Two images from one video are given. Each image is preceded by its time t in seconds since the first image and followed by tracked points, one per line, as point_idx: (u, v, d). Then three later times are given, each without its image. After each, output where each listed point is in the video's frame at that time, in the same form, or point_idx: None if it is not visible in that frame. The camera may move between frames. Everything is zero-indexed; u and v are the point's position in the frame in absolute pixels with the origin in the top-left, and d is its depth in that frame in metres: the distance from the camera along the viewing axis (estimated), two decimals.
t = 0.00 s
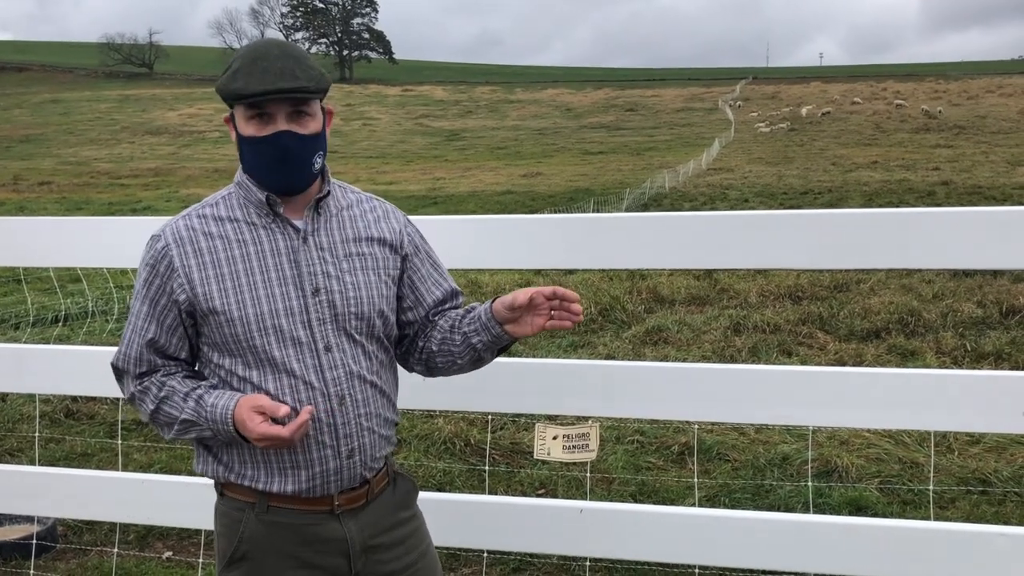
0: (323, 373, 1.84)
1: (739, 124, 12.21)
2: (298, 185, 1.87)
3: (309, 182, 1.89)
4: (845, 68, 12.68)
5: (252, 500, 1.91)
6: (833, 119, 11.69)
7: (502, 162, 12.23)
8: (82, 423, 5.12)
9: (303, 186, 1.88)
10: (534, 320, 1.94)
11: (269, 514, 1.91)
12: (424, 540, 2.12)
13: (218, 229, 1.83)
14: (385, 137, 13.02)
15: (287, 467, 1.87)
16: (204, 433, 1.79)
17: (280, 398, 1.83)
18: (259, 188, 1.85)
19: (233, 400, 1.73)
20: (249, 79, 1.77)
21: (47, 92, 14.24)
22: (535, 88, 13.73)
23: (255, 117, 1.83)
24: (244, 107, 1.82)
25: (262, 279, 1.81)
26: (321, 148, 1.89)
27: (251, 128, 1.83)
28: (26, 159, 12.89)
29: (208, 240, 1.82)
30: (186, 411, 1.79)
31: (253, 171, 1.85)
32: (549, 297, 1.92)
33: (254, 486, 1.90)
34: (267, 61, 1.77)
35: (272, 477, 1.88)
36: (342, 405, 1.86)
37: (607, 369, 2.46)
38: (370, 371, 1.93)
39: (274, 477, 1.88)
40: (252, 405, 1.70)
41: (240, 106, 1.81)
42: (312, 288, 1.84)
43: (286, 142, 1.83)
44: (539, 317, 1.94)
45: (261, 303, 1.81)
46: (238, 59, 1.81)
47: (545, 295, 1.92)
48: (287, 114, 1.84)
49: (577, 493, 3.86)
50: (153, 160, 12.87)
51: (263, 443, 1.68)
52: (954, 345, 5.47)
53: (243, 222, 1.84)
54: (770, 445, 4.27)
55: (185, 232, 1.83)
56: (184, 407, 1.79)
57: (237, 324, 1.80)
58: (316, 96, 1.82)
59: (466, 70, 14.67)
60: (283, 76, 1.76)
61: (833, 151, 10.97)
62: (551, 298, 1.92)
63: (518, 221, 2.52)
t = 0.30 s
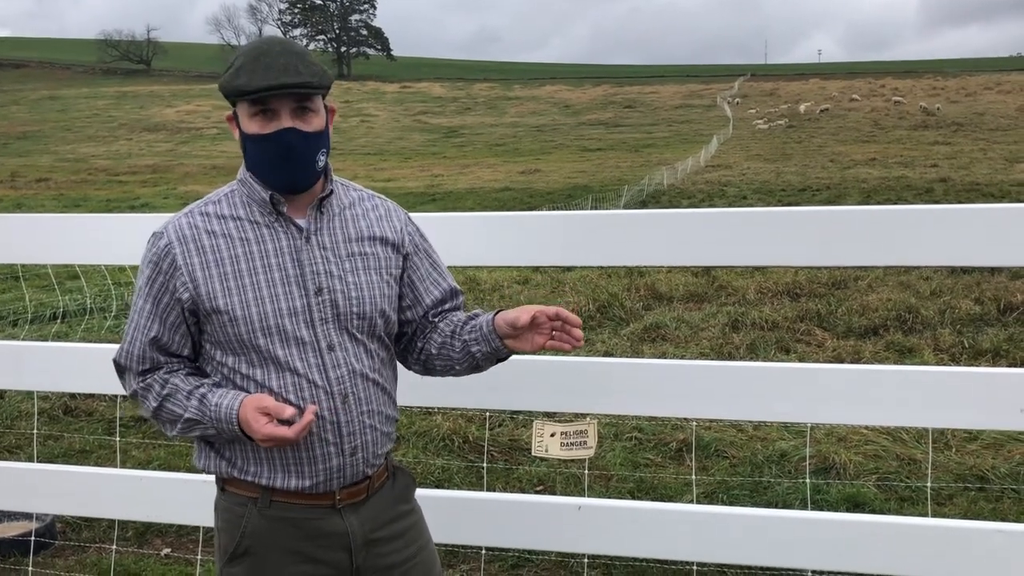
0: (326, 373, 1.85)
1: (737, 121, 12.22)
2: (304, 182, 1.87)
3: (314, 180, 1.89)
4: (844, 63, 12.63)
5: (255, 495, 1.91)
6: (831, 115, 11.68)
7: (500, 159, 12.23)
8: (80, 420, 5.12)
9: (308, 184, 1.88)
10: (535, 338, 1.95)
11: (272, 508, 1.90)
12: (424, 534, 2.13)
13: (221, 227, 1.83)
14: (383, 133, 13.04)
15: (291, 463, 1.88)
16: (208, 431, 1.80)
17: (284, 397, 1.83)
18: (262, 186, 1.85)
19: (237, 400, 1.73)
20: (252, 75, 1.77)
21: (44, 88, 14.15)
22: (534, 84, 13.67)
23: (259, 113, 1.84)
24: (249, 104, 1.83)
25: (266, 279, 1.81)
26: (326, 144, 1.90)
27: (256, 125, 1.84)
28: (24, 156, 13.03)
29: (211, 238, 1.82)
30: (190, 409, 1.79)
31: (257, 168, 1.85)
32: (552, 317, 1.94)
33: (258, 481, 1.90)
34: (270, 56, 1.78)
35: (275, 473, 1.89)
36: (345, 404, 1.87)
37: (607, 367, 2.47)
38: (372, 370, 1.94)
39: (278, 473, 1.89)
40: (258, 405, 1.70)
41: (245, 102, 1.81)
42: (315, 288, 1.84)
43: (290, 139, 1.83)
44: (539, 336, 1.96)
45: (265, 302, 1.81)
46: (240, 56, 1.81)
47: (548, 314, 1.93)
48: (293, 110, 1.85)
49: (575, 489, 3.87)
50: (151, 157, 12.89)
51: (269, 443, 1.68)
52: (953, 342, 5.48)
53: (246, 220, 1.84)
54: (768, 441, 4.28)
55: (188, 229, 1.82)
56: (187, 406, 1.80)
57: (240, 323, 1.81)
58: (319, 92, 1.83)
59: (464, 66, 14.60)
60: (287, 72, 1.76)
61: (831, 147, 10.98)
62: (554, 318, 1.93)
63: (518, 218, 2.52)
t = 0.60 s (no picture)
0: (343, 365, 1.86)
1: (737, 117, 12.16)
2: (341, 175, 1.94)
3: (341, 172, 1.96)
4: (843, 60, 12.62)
5: (267, 495, 1.89)
6: (830, 112, 11.66)
7: (500, 156, 12.23)
8: (80, 417, 5.12)
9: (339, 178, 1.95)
10: (499, 264, 1.97)
11: (285, 507, 1.89)
12: (427, 527, 2.15)
13: (230, 225, 1.81)
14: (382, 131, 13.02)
15: (309, 460, 1.86)
16: (231, 435, 1.77)
17: (303, 392, 1.83)
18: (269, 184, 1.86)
19: (266, 402, 1.72)
20: (323, 67, 1.81)
21: (43, 86, 14.15)
22: (533, 81, 13.66)
23: (311, 106, 1.85)
24: (304, 95, 1.83)
25: (282, 275, 1.81)
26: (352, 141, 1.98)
27: (308, 117, 1.85)
28: (22, 153, 13.01)
29: (222, 237, 1.80)
30: (212, 413, 1.76)
31: (311, 161, 1.87)
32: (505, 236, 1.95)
33: (271, 482, 1.87)
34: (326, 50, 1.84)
35: (290, 472, 1.86)
36: (362, 396, 1.89)
37: (609, 365, 2.46)
38: (381, 361, 1.97)
39: (293, 470, 1.87)
40: (287, 407, 1.69)
41: (304, 95, 1.82)
42: (329, 282, 1.86)
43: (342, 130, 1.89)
44: (502, 262, 1.97)
45: (283, 299, 1.80)
46: (287, 49, 1.81)
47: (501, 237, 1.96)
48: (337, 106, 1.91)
49: (574, 487, 3.87)
50: (150, 154, 12.89)
51: (301, 445, 1.68)
52: (951, 340, 5.48)
53: (255, 218, 1.84)
54: (767, 438, 4.28)
55: (196, 230, 1.79)
56: (209, 410, 1.76)
57: (260, 321, 1.79)
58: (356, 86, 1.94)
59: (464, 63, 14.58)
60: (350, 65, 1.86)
61: (830, 144, 10.97)
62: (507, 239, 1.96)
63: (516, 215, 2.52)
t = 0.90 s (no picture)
0: (350, 356, 1.86)
1: (736, 115, 12.16)
2: (336, 173, 1.93)
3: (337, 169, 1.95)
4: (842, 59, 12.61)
5: (276, 494, 1.88)
6: (829, 110, 11.65)
7: (499, 154, 12.23)
8: (78, 415, 5.11)
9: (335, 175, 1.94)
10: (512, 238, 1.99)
11: (294, 506, 1.88)
12: (430, 523, 2.15)
13: (235, 218, 1.81)
14: (381, 128, 13.01)
15: (319, 453, 1.85)
16: (245, 428, 1.75)
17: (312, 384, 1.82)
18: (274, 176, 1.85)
19: (285, 390, 1.71)
20: (320, 62, 1.80)
21: (41, 84, 14.12)
22: (533, 79, 13.64)
23: (307, 101, 1.84)
24: (300, 89, 1.82)
25: (289, 266, 1.81)
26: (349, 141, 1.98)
27: (303, 111, 1.84)
28: (21, 151, 12.93)
29: (227, 229, 1.79)
30: (227, 406, 1.74)
31: (303, 156, 1.86)
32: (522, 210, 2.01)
33: (279, 479, 1.86)
34: (326, 47, 1.83)
35: (300, 466, 1.85)
36: (369, 387, 1.89)
37: (608, 363, 2.46)
38: (385, 354, 1.97)
39: (303, 464, 1.85)
40: (313, 389, 1.68)
41: (299, 89, 1.81)
42: (334, 274, 1.86)
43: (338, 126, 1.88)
44: (516, 237, 1.99)
45: (291, 290, 1.80)
46: (286, 42, 1.81)
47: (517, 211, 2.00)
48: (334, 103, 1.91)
49: (573, 484, 3.88)
50: (149, 152, 12.88)
51: (327, 427, 1.69)
52: (950, 338, 5.48)
53: (258, 210, 1.83)
54: (766, 436, 4.28)
55: (201, 223, 1.78)
56: (223, 403, 1.74)
57: (269, 313, 1.78)
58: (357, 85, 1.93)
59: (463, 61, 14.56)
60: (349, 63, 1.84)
61: (829, 142, 10.97)
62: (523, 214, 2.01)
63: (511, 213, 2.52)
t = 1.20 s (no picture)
0: (342, 357, 1.86)
1: (735, 114, 12.17)
2: (321, 172, 1.92)
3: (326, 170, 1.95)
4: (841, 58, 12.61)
5: (271, 493, 1.89)
6: (828, 109, 11.66)
7: (498, 153, 12.24)
8: (78, 414, 5.12)
9: (324, 175, 1.93)
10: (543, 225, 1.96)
11: (289, 505, 1.89)
12: (431, 525, 2.14)
13: (227, 215, 1.82)
14: (381, 127, 13.00)
15: (309, 453, 1.86)
16: (227, 425, 1.77)
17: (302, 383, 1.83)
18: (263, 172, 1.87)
19: (264, 389, 1.72)
20: (297, 61, 1.80)
21: (40, 82, 14.11)
22: (532, 78, 13.63)
23: (289, 99, 1.85)
24: (280, 87, 1.83)
25: (279, 264, 1.81)
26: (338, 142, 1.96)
27: (283, 109, 1.85)
28: (21, 150, 12.96)
29: (219, 226, 1.81)
30: (208, 402, 1.76)
31: (283, 154, 1.86)
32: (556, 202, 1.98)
33: (273, 477, 1.87)
34: (311, 46, 1.83)
35: (292, 465, 1.86)
36: (361, 387, 1.88)
37: (610, 363, 2.46)
38: (381, 354, 1.96)
39: (294, 464, 1.86)
40: (287, 391, 1.69)
41: (279, 86, 1.82)
42: (326, 272, 1.85)
43: (321, 126, 1.88)
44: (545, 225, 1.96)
45: (280, 288, 1.80)
46: (272, 41, 1.83)
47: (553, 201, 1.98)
48: (319, 102, 1.90)
49: (573, 483, 3.90)
50: (148, 150, 12.89)
51: (302, 429, 1.69)
52: (949, 336, 5.49)
53: (252, 207, 1.84)
54: (765, 435, 4.28)
55: (193, 219, 1.80)
56: (205, 399, 1.77)
57: (256, 310, 1.79)
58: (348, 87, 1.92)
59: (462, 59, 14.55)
60: (331, 64, 1.83)
61: (829, 141, 10.98)
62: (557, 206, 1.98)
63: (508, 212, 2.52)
